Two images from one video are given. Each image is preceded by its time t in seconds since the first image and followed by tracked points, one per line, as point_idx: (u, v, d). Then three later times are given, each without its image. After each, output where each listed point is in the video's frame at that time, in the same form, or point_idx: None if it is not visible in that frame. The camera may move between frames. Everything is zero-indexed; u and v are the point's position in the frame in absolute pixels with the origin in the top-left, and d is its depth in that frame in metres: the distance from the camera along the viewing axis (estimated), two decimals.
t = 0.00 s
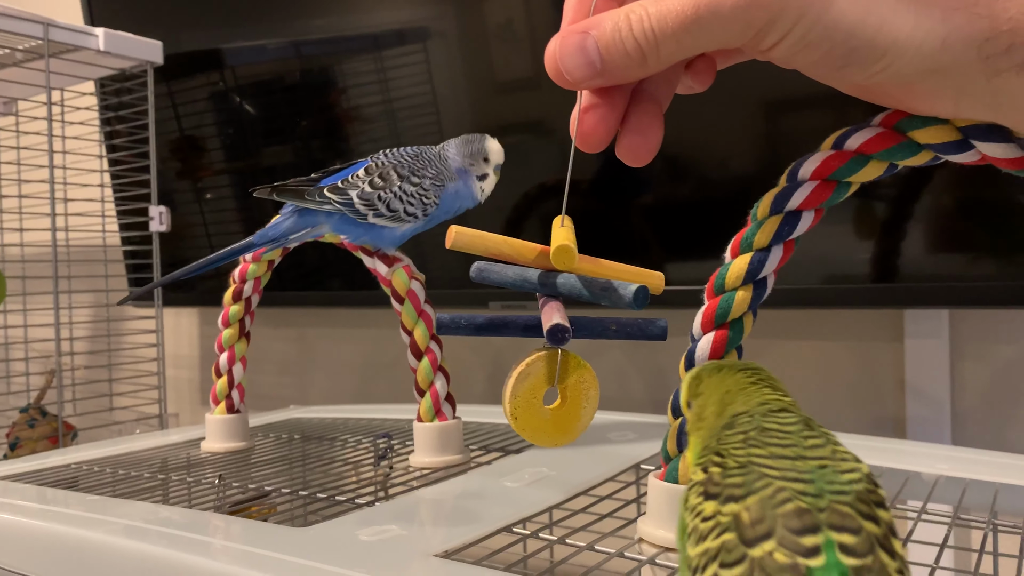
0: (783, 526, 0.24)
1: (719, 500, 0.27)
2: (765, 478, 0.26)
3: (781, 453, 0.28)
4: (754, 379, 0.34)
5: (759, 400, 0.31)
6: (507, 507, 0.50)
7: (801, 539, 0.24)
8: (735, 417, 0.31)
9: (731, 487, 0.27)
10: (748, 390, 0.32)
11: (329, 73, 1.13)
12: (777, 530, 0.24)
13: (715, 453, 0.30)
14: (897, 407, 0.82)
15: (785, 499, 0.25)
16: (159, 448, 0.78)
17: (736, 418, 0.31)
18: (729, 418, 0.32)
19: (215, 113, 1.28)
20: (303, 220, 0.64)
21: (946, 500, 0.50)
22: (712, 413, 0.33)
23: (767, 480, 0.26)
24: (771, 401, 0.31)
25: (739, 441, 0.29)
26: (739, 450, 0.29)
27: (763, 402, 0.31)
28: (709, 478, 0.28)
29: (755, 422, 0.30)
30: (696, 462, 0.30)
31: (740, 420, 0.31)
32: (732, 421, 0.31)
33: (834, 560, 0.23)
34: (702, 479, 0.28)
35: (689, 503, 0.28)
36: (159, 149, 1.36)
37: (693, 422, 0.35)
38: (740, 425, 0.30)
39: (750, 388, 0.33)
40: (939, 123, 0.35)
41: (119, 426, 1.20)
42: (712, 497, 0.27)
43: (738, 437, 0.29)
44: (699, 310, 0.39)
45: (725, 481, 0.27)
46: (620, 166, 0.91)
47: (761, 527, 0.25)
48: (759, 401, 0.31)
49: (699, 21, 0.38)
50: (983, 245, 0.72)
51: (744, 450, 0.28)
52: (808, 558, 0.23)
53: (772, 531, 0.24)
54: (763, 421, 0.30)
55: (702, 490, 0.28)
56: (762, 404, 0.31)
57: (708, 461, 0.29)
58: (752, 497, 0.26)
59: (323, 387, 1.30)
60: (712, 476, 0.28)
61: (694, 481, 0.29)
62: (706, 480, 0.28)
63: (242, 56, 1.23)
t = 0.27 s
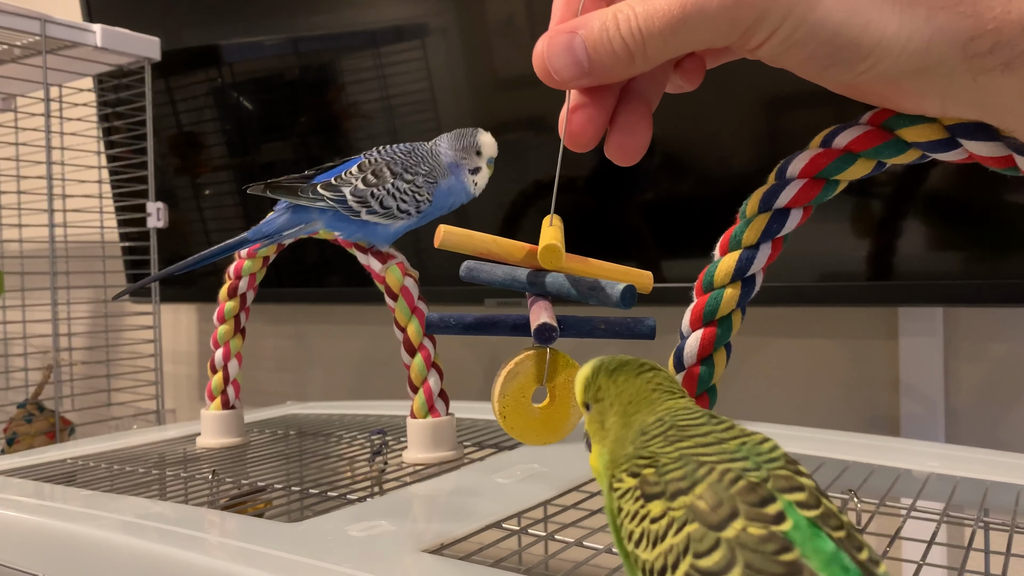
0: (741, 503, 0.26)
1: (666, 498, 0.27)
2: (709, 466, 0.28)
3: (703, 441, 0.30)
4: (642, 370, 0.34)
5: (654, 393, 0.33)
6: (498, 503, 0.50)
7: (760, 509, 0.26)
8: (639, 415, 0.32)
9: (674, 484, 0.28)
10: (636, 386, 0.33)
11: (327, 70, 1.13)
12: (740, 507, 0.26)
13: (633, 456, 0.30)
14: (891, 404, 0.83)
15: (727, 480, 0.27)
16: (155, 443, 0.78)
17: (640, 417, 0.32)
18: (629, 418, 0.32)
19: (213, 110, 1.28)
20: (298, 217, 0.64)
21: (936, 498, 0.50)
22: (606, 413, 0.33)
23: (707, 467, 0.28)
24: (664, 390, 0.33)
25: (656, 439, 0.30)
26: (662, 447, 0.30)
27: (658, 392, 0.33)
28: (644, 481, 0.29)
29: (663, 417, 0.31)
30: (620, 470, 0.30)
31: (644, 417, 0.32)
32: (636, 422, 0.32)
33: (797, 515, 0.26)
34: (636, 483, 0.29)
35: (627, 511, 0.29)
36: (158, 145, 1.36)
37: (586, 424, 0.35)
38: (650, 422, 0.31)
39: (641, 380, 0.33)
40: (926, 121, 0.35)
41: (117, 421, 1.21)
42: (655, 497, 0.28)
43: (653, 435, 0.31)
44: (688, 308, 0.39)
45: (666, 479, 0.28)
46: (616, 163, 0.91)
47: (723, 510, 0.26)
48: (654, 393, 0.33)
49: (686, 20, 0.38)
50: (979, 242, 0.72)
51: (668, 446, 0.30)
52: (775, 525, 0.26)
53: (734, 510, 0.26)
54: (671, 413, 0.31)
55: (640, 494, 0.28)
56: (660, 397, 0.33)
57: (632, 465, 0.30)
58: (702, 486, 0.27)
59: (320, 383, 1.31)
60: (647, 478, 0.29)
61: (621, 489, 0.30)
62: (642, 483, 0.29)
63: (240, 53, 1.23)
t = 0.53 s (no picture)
0: (757, 454, 0.27)
1: (684, 452, 0.28)
2: (720, 425, 0.29)
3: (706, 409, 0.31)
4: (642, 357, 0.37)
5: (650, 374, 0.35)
6: (494, 493, 0.50)
7: (776, 458, 0.27)
8: (636, 388, 0.34)
9: (689, 439, 0.28)
10: (634, 372, 0.35)
11: (328, 62, 1.13)
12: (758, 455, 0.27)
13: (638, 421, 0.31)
14: (891, 397, 0.82)
15: (739, 436, 0.28)
16: (155, 434, 0.79)
17: (639, 390, 0.33)
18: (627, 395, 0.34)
19: (215, 102, 1.28)
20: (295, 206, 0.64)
21: (935, 491, 0.50)
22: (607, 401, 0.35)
23: (717, 425, 0.29)
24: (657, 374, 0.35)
25: (661, 405, 0.31)
26: (668, 412, 0.31)
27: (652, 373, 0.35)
28: (657, 438, 0.29)
29: (662, 390, 0.33)
30: (627, 432, 0.31)
31: (643, 390, 0.33)
32: (635, 394, 0.33)
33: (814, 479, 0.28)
34: (648, 442, 0.29)
35: (641, 468, 0.29)
36: (160, 137, 1.36)
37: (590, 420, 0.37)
38: (651, 393, 0.32)
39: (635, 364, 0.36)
40: (924, 110, 0.35)
41: (118, 413, 1.21)
42: (671, 452, 0.28)
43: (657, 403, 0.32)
44: (685, 298, 0.38)
45: (680, 436, 0.29)
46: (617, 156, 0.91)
47: (744, 459, 0.27)
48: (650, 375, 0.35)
49: (681, 9, 0.38)
50: (982, 235, 0.72)
51: (675, 410, 0.31)
52: (793, 471, 0.27)
53: (753, 459, 0.27)
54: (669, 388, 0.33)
55: (653, 450, 0.29)
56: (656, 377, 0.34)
57: (639, 428, 0.31)
58: (718, 441, 0.28)
59: (321, 376, 1.31)
60: (659, 436, 0.29)
61: (629, 451, 0.30)
62: (655, 440, 0.29)
63: (242, 45, 1.23)
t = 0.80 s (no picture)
0: (762, 451, 0.28)
1: (691, 452, 0.28)
2: (723, 425, 0.29)
3: (704, 410, 0.31)
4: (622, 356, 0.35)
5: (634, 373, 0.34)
6: (495, 487, 0.51)
7: (780, 454, 0.28)
8: (626, 388, 0.33)
9: (694, 439, 0.28)
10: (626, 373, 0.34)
11: (332, 56, 1.13)
12: (764, 452, 0.27)
13: (637, 424, 0.31)
14: (895, 393, 0.82)
15: (742, 435, 0.29)
16: (159, 428, 0.79)
17: (633, 390, 0.33)
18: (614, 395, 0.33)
19: (219, 97, 1.28)
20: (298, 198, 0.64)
21: (938, 485, 0.50)
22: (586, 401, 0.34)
23: (720, 425, 0.29)
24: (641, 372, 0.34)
25: (660, 406, 0.31)
26: (669, 413, 0.31)
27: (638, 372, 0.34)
28: (661, 439, 0.29)
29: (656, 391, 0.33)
30: (628, 437, 0.30)
31: (635, 391, 0.32)
32: (627, 394, 0.32)
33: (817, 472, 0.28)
34: (652, 443, 0.29)
35: (647, 470, 0.28)
36: (164, 132, 1.37)
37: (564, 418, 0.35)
38: (645, 394, 0.32)
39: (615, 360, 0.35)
40: (925, 104, 0.35)
41: (123, 406, 1.22)
42: (677, 452, 0.28)
43: (655, 403, 0.31)
44: (686, 292, 0.38)
45: (685, 436, 0.29)
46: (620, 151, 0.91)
47: (751, 457, 0.27)
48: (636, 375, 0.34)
49: (683, 4, 0.37)
50: (988, 229, 0.71)
51: (675, 412, 0.31)
52: (798, 467, 0.27)
53: (759, 456, 0.27)
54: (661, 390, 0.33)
55: (659, 451, 0.29)
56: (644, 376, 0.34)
57: (640, 431, 0.30)
58: (724, 440, 0.28)
59: (325, 370, 1.31)
60: (664, 437, 0.29)
61: (631, 454, 0.30)
62: (660, 441, 0.29)
63: (246, 39, 1.23)
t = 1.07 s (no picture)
0: (760, 453, 0.28)
1: (689, 462, 0.28)
2: (718, 431, 0.29)
3: (695, 416, 0.31)
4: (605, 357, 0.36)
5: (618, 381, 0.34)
6: (498, 482, 0.51)
7: (779, 454, 0.28)
8: (612, 400, 0.33)
9: (690, 449, 0.28)
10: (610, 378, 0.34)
11: (336, 52, 1.13)
12: (763, 454, 0.28)
13: (628, 438, 0.31)
14: (899, 389, 0.82)
15: (737, 439, 0.29)
16: (163, 422, 0.79)
17: (621, 402, 0.33)
18: (599, 407, 0.33)
19: (223, 92, 1.28)
20: (299, 194, 0.64)
21: (943, 482, 0.49)
22: (568, 400, 0.35)
23: (714, 431, 0.29)
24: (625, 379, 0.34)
25: (652, 417, 0.31)
26: (662, 422, 0.31)
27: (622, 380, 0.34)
28: (657, 453, 0.29)
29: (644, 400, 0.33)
30: (619, 453, 0.30)
31: (622, 402, 0.32)
32: (614, 406, 0.32)
33: (820, 468, 0.28)
34: (648, 457, 0.29)
35: (647, 486, 0.28)
36: (169, 127, 1.37)
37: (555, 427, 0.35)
38: (633, 405, 0.32)
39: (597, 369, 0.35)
40: (931, 97, 0.35)
41: (127, 401, 1.22)
42: (675, 464, 0.28)
43: (644, 415, 0.31)
44: (690, 286, 0.38)
45: (681, 447, 0.29)
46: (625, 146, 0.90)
47: (751, 461, 0.27)
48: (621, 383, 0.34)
49: None
50: (995, 225, 0.70)
51: (666, 421, 0.31)
52: (798, 464, 0.28)
53: (759, 459, 0.28)
54: (647, 397, 0.33)
55: (657, 465, 0.28)
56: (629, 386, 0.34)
57: (633, 445, 0.30)
58: (721, 446, 0.28)
59: (328, 365, 1.32)
60: (659, 450, 0.29)
61: (627, 469, 0.29)
62: (656, 455, 0.29)
63: (250, 35, 1.23)
